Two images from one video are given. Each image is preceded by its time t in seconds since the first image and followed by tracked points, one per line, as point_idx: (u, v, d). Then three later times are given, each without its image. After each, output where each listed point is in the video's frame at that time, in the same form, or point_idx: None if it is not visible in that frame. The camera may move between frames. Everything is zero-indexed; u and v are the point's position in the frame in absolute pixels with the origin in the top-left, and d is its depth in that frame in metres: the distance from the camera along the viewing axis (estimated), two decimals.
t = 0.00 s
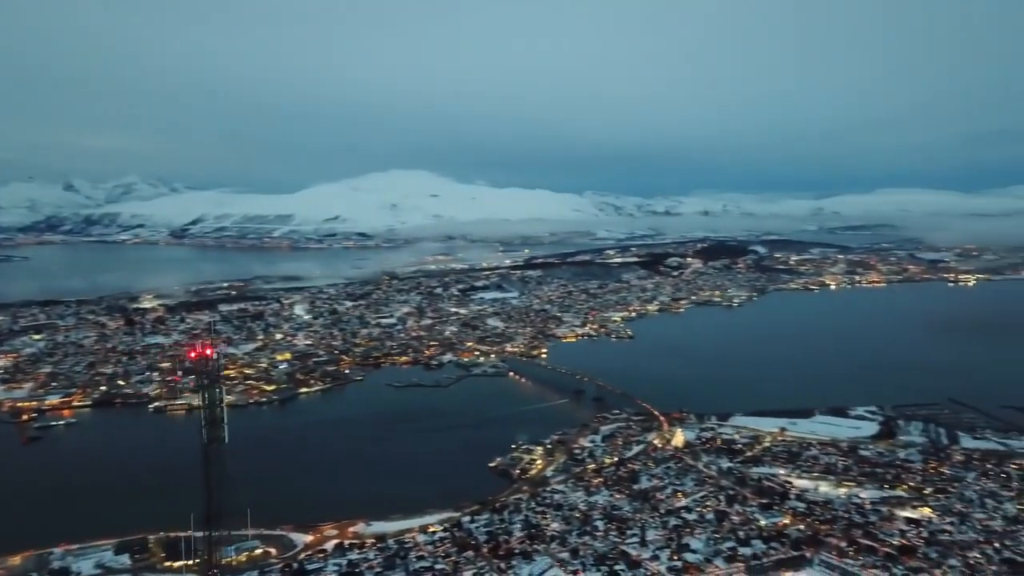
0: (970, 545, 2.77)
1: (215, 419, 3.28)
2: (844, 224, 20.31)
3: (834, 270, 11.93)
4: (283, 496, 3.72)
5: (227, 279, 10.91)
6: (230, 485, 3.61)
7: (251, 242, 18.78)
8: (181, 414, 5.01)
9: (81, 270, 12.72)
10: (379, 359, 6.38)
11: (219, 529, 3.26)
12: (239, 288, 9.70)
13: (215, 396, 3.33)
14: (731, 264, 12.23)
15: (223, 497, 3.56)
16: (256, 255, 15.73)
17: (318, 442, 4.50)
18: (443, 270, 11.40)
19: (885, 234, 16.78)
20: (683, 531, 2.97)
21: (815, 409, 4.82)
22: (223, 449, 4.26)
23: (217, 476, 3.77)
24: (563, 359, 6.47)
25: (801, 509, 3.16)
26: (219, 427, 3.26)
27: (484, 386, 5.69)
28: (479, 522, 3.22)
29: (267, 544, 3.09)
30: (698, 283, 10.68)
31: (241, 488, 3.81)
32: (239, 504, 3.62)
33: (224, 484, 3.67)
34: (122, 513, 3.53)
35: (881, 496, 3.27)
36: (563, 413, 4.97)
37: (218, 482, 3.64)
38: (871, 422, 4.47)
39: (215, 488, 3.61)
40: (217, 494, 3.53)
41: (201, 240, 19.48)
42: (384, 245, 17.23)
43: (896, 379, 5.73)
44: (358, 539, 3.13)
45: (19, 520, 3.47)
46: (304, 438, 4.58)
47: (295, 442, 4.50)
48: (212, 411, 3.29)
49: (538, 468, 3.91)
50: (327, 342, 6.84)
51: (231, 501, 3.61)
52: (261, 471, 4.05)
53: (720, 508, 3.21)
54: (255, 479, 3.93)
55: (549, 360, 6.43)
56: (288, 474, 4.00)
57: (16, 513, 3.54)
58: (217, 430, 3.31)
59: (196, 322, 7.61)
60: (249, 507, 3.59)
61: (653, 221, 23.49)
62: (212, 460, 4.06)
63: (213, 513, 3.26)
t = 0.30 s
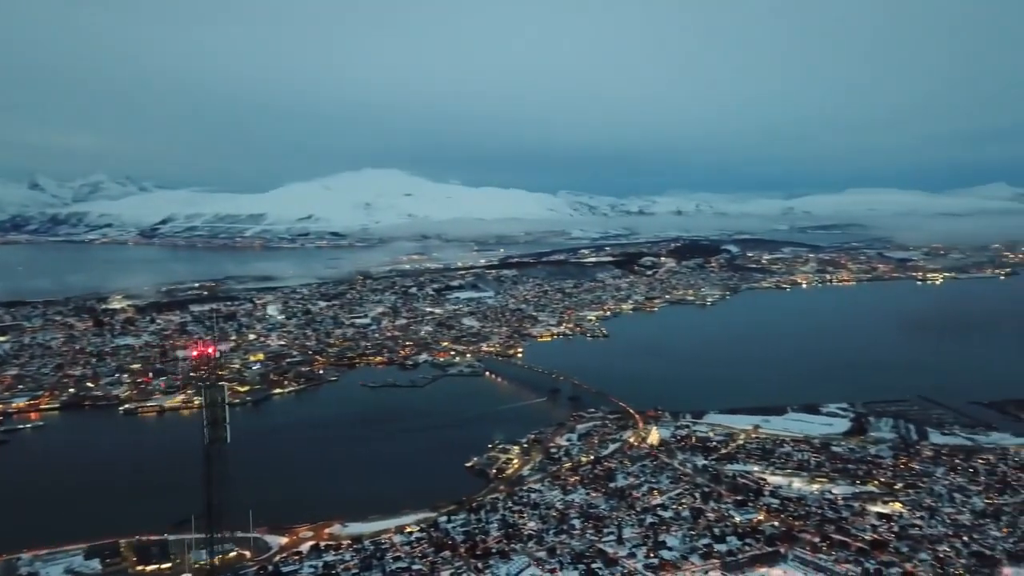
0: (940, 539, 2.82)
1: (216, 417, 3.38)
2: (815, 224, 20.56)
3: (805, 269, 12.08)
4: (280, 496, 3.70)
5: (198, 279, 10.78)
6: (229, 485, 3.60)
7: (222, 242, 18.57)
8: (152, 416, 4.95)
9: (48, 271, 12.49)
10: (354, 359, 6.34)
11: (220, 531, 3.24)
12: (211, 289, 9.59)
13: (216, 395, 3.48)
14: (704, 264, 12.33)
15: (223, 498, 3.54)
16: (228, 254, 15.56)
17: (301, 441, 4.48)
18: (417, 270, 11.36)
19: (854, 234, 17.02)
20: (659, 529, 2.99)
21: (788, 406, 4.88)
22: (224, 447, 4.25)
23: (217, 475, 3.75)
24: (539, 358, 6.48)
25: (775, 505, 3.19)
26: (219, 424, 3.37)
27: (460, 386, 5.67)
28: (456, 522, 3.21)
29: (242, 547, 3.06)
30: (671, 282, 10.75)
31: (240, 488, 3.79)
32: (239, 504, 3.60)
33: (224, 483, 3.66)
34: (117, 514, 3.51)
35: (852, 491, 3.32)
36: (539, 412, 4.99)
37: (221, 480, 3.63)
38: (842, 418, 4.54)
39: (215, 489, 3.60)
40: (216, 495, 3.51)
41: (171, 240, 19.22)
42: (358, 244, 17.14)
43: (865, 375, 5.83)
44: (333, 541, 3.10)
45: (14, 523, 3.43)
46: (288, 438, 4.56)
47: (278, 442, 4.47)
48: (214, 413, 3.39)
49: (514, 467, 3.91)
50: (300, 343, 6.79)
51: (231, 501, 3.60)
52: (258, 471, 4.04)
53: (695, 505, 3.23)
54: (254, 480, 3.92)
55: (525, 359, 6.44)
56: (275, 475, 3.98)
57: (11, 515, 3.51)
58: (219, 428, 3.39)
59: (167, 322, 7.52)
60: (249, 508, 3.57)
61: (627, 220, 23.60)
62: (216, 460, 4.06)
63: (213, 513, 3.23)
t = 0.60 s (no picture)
0: (923, 535, 2.85)
1: (228, 416, 3.56)
2: (799, 223, 20.69)
3: (789, 268, 12.15)
4: (281, 495, 3.70)
5: (182, 279, 10.70)
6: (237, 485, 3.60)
7: (206, 241, 18.44)
8: (136, 417, 4.91)
9: (28, 270, 12.36)
10: (340, 359, 6.32)
11: (230, 533, 3.23)
12: (194, 288, 9.52)
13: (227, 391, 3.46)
14: (690, 263, 12.37)
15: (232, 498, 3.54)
16: (212, 254, 15.45)
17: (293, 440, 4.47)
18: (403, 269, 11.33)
19: (838, 233, 17.14)
20: (646, 528, 3.00)
21: (773, 405, 4.91)
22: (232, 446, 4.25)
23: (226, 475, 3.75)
24: (526, 358, 6.48)
25: (761, 503, 3.21)
26: (231, 424, 3.54)
27: (446, 386, 5.67)
28: (444, 521, 3.21)
29: (228, 548, 3.04)
30: (657, 282, 10.78)
31: (246, 488, 3.79)
32: (248, 504, 3.61)
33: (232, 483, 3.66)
34: (120, 514, 3.49)
35: (837, 489, 3.35)
36: (527, 411, 4.98)
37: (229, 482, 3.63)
38: (827, 417, 4.57)
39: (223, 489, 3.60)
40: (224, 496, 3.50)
41: (154, 239, 19.06)
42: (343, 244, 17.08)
43: (851, 374, 5.87)
44: (320, 542, 3.09)
45: (14, 524, 3.40)
46: (281, 438, 4.55)
47: (271, 442, 4.46)
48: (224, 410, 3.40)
49: (501, 467, 3.91)
50: (286, 343, 6.75)
51: (239, 502, 3.60)
52: (264, 470, 4.04)
53: (682, 503, 3.24)
54: (261, 478, 3.92)
55: (511, 358, 6.44)
56: (272, 475, 3.97)
57: (10, 516, 3.48)
58: (229, 426, 3.54)
59: (150, 322, 7.46)
60: (258, 507, 3.57)
61: (613, 220, 23.63)
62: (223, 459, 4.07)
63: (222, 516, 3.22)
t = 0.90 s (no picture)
0: (910, 533, 2.87)
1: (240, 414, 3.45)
2: (785, 223, 20.80)
3: (776, 268, 12.21)
4: (284, 496, 3.69)
5: (168, 278, 10.63)
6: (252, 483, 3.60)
7: (192, 241, 18.34)
8: (122, 418, 4.87)
9: (13, 270, 12.25)
10: (328, 359, 6.30)
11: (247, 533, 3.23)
12: (181, 289, 9.46)
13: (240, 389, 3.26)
14: (677, 263, 12.41)
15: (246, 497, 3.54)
16: (199, 254, 15.36)
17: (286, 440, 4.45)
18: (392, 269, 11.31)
19: (824, 233, 17.24)
20: (635, 527, 3.01)
21: (761, 404, 4.93)
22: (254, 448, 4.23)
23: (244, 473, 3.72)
24: (515, 358, 6.48)
25: (749, 502, 3.22)
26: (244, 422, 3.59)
27: (435, 386, 5.66)
28: (433, 521, 3.20)
29: (215, 549, 3.02)
30: (645, 282, 10.81)
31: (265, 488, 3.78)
32: (262, 502, 3.61)
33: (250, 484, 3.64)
34: (126, 515, 3.47)
35: (824, 487, 3.36)
36: (516, 411, 4.98)
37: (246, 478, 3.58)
38: (814, 416, 4.60)
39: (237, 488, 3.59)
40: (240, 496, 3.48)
41: (139, 239, 18.93)
42: (331, 243, 17.03)
43: (837, 374, 5.89)
44: (309, 542, 3.08)
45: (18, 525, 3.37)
46: (273, 439, 4.53)
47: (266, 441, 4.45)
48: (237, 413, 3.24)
49: (490, 467, 3.91)
50: (273, 343, 6.72)
51: (254, 500, 3.59)
52: (272, 470, 4.04)
53: (671, 503, 3.25)
54: (270, 478, 3.91)
55: (501, 358, 6.44)
56: (271, 475, 3.95)
57: (11, 517, 3.45)
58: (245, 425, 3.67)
59: (136, 322, 7.41)
60: (272, 506, 3.57)
61: (601, 220, 23.68)
62: (233, 457, 4.06)
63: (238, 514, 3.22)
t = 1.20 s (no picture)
0: (896, 531, 2.89)
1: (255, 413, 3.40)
2: (772, 223, 20.93)
3: (763, 268, 12.28)
4: (289, 496, 3.68)
5: (154, 278, 10.56)
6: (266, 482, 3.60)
7: (178, 241, 18.23)
8: (108, 419, 4.84)
9: None
10: (316, 359, 6.27)
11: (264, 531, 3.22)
12: (167, 288, 9.40)
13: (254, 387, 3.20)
14: (665, 263, 12.45)
15: (260, 497, 3.53)
16: (185, 254, 15.27)
17: (275, 438, 4.42)
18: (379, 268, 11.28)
19: (810, 233, 17.35)
20: (625, 526, 3.01)
21: (749, 403, 4.95)
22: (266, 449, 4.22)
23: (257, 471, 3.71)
24: (505, 357, 6.48)
25: (737, 501, 3.24)
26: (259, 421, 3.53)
27: (423, 386, 5.65)
28: (422, 521, 3.20)
29: (202, 551, 3.00)
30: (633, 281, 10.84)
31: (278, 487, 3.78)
32: (275, 501, 3.60)
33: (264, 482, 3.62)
34: (129, 517, 3.45)
35: (812, 486, 3.38)
36: (505, 411, 4.98)
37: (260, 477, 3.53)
38: (801, 414, 4.63)
39: (251, 487, 3.58)
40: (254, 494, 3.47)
41: (125, 239, 18.80)
42: (318, 243, 16.99)
43: (824, 373, 5.90)
44: (297, 543, 3.06)
45: (24, 529, 3.33)
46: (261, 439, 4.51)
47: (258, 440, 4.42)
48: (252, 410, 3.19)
49: (479, 467, 3.90)
50: (261, 343, 6.68)
51: (268, 498, 3.59)
52: (277, 469, 4.03)
53: (660, 502, 3.26)
54: (275, 478, 3.91)
55: (490, 358, 6.44)
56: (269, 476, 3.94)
57: (14, 521, 3.40)
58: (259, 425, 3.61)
59: (122, 323, 7.36)
60: (284, 506, 3.56)
61: (589, 219, 23.73)
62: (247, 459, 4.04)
63: (254, 512, 3.20)
